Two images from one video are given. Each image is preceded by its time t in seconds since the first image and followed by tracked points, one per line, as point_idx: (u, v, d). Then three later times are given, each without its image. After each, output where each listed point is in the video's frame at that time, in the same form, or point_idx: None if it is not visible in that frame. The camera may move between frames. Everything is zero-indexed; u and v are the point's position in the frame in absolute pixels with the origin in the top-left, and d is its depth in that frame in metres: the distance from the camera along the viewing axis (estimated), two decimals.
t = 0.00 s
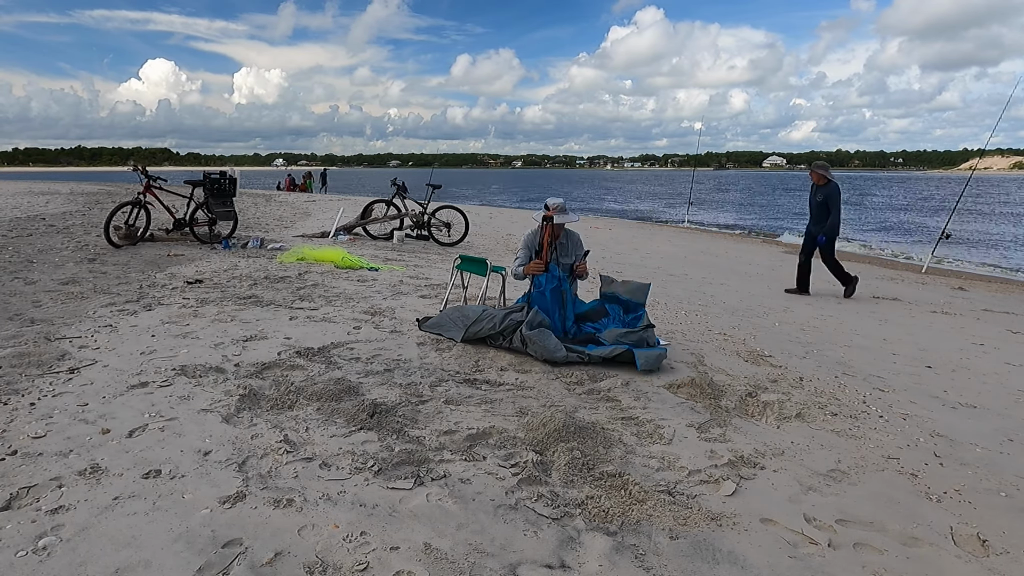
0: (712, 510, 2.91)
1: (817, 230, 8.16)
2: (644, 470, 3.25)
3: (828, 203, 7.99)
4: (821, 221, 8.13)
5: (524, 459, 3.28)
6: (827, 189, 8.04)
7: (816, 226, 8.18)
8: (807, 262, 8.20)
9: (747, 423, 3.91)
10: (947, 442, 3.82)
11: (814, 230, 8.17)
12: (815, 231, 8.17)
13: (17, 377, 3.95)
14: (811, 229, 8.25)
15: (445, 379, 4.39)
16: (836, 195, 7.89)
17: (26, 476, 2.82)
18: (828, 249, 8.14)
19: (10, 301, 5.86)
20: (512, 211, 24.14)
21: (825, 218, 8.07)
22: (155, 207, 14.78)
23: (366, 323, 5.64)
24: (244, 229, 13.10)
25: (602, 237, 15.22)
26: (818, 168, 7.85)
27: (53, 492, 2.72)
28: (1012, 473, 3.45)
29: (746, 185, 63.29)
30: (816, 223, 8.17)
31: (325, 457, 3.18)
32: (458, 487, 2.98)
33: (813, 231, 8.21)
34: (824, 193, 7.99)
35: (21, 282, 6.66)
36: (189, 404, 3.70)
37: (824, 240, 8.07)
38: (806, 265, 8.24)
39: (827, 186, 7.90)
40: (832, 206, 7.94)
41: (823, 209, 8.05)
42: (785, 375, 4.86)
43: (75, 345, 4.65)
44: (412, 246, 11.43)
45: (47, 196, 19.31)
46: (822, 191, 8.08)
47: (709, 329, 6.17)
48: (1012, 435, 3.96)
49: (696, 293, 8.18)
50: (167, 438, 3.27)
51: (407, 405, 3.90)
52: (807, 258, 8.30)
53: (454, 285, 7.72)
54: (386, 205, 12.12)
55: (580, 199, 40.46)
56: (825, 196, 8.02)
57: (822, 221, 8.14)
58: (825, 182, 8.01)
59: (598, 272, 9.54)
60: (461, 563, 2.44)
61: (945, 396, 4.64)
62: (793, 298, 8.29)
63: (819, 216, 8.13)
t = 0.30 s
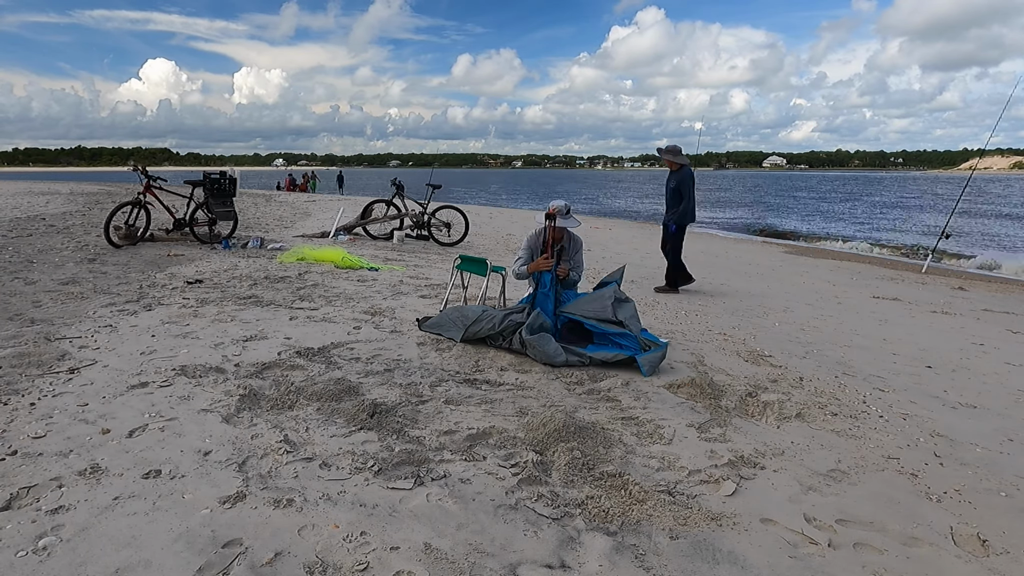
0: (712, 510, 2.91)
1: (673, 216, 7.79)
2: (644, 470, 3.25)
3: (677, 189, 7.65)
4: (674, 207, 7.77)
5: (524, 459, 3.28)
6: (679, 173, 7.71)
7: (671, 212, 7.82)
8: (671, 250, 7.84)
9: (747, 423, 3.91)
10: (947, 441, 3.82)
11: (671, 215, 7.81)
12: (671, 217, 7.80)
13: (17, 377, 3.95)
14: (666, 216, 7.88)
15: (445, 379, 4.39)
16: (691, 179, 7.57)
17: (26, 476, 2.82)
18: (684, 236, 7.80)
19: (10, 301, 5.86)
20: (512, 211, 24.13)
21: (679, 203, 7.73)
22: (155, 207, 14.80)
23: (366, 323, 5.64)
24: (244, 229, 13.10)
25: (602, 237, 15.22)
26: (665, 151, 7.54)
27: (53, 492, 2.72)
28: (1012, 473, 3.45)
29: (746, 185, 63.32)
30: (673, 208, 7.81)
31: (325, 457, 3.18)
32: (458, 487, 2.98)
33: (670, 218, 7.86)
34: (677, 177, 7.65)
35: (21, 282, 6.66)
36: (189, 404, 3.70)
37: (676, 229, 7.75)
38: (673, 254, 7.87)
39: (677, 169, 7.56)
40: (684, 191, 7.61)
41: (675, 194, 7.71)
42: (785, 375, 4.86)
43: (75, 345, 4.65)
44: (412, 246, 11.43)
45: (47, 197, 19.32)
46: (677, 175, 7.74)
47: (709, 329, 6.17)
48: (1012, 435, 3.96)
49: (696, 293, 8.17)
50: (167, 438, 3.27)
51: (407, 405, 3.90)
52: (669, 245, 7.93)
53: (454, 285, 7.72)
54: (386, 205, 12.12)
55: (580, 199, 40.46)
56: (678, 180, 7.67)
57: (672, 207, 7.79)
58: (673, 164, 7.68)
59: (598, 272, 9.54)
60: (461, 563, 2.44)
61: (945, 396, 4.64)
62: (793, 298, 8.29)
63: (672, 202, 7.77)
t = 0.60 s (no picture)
0: (712, 510, 2.91)
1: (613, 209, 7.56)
2: (644, 470, 3.25)
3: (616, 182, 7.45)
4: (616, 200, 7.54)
5: (524, 459, 3.28)
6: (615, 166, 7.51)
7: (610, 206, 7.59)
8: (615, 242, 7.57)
9: (747, 423, 3.91)
10: (947, 442, 3.82)
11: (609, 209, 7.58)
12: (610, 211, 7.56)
13: (17, 377, 3.95)
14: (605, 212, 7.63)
15: (445, 379, 4.39)
16: (636, 172, 7.37)
17: (26, 476, 2.82)
18: (629, 230, 7.58)
19: (10, 301, 5.86)
20: (512, 211, 24.12)
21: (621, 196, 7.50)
22: (155, 207, 14.81)
23: (366, 323, 5.64)
24: (244, 229, 13.10)
25: (602, 237, 15.21)
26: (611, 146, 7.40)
27: (53, 492, 2.72)
28: (1012, 473, 3.45)
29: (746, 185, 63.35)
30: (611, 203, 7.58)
31: (325, 457, 3.18)
32: (458, 487, 2.98)
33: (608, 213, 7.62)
34: (620, 171, 7.46)
35: (21, 282, 6.66)
36: (189, 404, 3.70)
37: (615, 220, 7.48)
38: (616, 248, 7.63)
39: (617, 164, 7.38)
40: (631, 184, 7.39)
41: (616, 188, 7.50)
42: (785, 375, 4.86)
43: (75, 345, 4.65)
44: (412, 246, 11.42)
45: (47, 196, 19.29)
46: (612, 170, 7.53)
47: (709, 329, 6.17)
48: (1012, 435, 3.96)
49: (696, 293, 8.17)
50: (167, 438, 3.27)
51: (407, 405, 3.90)
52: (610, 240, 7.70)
53: (454, 285, 7.72)
54: (386, 205, 12.12)
55: (580, 199, 40.46)
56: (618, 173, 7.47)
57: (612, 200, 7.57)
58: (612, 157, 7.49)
59: (599, 272, 9.54)
60: (461, 563, 2.44)
61: (945, 396, 4.65)
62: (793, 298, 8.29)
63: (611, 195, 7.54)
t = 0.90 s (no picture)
0: (712, 510, 2.91)
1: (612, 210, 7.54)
2: (644, 470, 3.25)
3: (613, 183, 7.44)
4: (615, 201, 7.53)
5: (524, 459, 3.28)
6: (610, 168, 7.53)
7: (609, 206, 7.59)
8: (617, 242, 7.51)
9: (747, 423, 3.91)
10: (947, 442, 3.82)
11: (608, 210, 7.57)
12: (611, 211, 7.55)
13: (17, 377, 3.95)
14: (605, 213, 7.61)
15: (445, 379, 4.39)
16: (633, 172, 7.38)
17: (26, 476, 2.82)
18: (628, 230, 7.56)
19: (10, 301, 5.85)
20: (512, 211, 24.11)
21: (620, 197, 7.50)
22: (155, 207, 14.82)
23: (366, 323, 5.64)
24: (244, 229, 13.10)
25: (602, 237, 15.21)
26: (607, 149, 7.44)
27: (53, 492, 2.72)
28: (1012, 473, 3.45)
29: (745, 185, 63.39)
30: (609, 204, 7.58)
31: (325, 457, 3.18)
32: (458, 487, 2.97)
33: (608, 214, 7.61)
34: (616, 172, 7.46)
35: (21, 282, 6.66)
36: (189, 404, 3.70)
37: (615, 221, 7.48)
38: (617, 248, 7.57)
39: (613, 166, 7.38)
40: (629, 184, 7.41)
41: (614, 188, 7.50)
42: (785, 375, 4.86)
43: (75, 345, 4.65)
44: (412, 246, 11.42)
45: (46, 196, 19.28)
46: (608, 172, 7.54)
47: (709, 329, 6.17)
48: (1012, 435, 3.96)
49: (696, 293, 8.17)
50: (167, 438, 3.27)
51: (407, 405, 3.90)
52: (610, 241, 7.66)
53: (454, 285, 7.73)
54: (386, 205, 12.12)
55: (580, 199, 40.45)
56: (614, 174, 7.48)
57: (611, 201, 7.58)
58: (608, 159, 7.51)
59: (599, 272, 9.54)
60: (461, 563, 2.44)
61: (945, 396, 4.65)
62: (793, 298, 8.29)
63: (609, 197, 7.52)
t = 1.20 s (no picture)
0: (712, 510, 2.91)
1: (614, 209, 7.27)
2: (644, 470, 3.25)
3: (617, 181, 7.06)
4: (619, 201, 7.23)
5: (524, 459, 3.28)
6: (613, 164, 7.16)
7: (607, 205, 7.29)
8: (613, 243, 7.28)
9: (747, 423, 3.91)
10: (947, 442, 3.82)
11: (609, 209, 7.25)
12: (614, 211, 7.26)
13: (17, 377, 3.95)
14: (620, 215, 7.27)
15: (445, 379, 4.39)
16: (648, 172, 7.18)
17: (27, 476, 2.82)
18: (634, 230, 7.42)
19: (10, 301, 5.86)
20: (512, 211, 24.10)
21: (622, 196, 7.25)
22: (155, 207, 14.82)
23: (366, 323, 5.64)
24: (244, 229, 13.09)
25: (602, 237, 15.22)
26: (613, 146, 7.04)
27: (53, 492, 2.72)
28: (1013, 473, 3.45)
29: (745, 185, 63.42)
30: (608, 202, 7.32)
31: (325, 457, 3.18)
32: (457, 487, 2.98)
33: (610, 216, 7.28)
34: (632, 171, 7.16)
35: (21, 282, 6.66)
36: (189, 404, 3.70)
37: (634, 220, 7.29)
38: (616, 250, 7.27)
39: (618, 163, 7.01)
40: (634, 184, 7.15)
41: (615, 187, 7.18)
42: (785, 375, 4.86)
43: (75, 345, 4.65)
44: (412, 246, 11.42)
45: (46, 196, 19.28)
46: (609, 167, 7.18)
47: (709, 329, 6.17)
48: (1012, 435, 3.96)
49: (696, 293, 8.17)
50: (167, 438, 3.27)
51: (407, 405, 3.90)
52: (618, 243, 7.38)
53: (454, 285, 7.73)
54: (386, 205, 12.12)
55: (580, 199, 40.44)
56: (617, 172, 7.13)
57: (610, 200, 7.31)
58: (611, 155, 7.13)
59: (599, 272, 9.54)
60: (461, 563, 2.44)
61: (945, 396, 4.65)
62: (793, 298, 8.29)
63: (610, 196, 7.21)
